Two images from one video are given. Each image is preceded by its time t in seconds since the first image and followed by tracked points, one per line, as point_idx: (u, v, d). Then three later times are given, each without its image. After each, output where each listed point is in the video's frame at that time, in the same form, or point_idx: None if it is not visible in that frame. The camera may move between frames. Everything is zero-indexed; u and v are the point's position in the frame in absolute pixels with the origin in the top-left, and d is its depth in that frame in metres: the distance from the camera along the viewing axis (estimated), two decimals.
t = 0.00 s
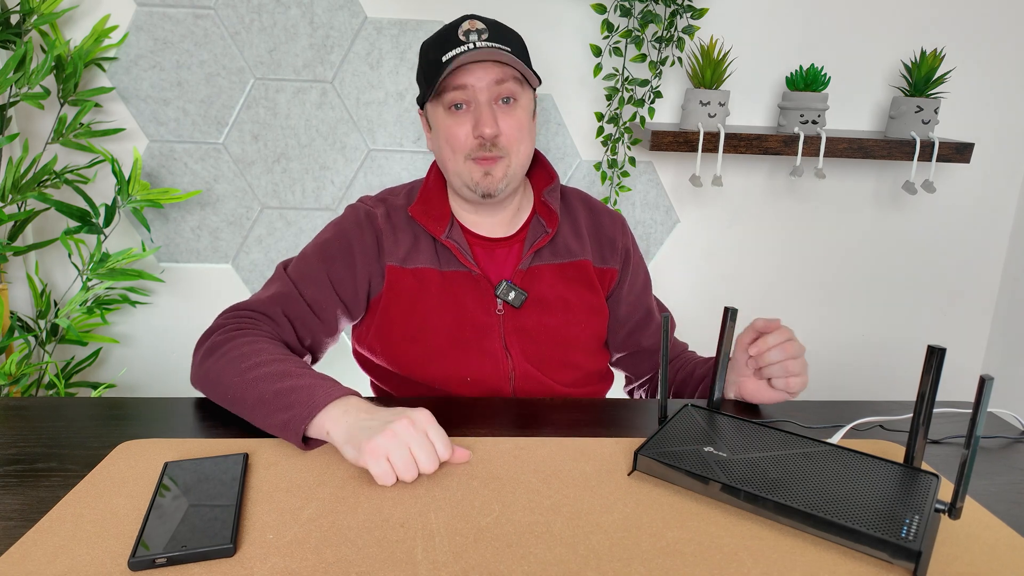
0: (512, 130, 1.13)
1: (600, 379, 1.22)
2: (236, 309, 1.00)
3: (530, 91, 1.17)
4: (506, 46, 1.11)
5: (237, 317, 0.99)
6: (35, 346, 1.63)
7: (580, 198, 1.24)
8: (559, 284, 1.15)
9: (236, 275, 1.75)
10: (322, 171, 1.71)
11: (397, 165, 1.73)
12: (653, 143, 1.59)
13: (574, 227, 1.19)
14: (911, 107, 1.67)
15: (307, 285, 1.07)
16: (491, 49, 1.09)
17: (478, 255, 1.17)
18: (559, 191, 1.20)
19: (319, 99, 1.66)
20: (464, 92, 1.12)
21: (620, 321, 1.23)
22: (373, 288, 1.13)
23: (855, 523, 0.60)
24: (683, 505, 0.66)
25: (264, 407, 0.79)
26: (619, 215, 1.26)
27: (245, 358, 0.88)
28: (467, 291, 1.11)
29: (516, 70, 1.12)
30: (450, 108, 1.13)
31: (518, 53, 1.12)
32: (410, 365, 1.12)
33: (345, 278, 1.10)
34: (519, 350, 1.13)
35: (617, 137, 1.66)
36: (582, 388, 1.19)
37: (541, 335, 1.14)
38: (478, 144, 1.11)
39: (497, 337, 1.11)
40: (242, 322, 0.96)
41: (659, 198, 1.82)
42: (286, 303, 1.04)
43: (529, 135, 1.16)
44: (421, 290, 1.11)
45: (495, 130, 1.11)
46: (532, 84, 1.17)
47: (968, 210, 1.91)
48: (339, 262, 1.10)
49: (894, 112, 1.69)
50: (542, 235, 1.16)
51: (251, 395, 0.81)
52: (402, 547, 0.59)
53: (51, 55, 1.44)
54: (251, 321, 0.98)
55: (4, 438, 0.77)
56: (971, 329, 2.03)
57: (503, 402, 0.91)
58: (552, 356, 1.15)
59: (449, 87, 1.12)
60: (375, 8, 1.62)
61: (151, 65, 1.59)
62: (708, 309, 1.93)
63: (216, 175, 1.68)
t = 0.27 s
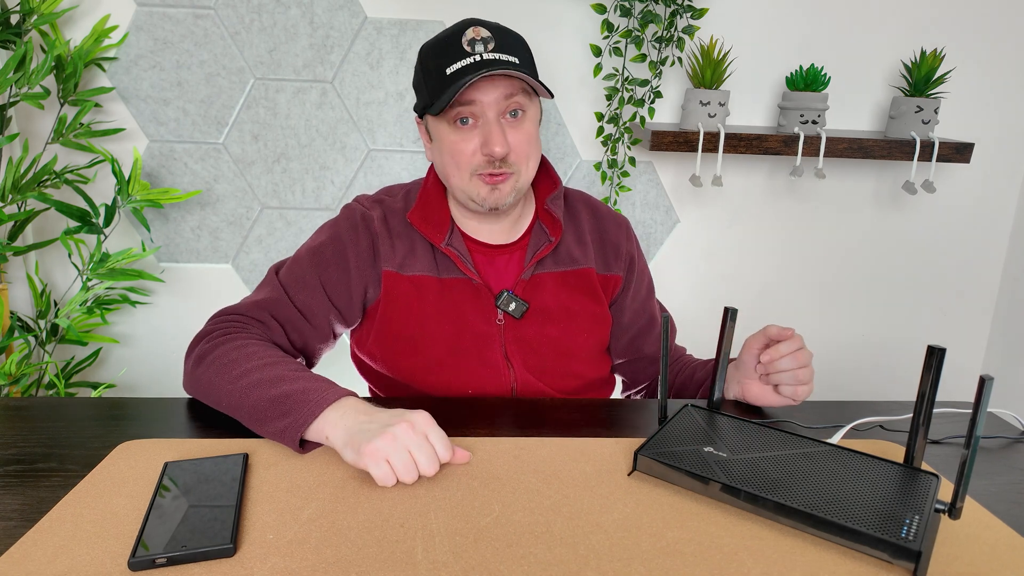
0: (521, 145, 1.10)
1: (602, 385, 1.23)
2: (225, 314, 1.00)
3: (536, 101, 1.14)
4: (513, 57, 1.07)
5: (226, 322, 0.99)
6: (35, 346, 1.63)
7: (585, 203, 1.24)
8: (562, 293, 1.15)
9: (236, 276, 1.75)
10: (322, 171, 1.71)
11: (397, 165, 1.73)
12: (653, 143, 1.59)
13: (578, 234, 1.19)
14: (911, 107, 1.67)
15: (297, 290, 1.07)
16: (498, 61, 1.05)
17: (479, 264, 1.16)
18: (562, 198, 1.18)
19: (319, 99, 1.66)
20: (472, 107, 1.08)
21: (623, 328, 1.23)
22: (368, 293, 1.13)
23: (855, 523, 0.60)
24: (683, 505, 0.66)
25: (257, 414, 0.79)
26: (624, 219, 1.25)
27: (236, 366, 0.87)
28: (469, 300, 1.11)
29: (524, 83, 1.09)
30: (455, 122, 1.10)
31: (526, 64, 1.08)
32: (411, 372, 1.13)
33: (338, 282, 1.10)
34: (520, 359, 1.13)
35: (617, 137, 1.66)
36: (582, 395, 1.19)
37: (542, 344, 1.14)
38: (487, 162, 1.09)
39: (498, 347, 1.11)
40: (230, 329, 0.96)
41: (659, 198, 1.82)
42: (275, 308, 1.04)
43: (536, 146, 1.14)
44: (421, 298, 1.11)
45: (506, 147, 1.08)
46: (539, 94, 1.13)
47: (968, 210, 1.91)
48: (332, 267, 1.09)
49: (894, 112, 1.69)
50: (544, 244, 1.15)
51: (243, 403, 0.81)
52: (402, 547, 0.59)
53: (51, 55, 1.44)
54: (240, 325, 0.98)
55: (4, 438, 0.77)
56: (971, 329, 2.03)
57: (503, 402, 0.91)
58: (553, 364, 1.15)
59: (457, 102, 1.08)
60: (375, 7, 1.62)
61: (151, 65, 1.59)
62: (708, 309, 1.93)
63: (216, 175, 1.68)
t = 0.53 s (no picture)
0: (522, 144, 1.11)
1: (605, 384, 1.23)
2: (226, 314, 1.00)
3: (538, 101, 1.15)
4: (515, 55, 1.08)
5: (226, 322, 0.99)
6: (35, 346, 1.63)
7: (587, 204, 1.24)
8: (564, 295, 1.15)
9: (236, 276, 1.75)
10: (322, 171, 1.71)
11: (397, 165, 1.73)
12: (653, 143, 1.59)
13: (579, 235, 1.19)
14: (911, 107, 1.67)
15: (297, 291, 1.07)
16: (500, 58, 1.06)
17: (480, 264, 1.16)
18: (564, 200, 1.18)
19: (319, 99, 1.66)
20: (474, 105, 1.09)
21: (625, 329, 1.23)
22: (369, 294, 1.13)
23: (855, 523, 0.60)
24: (683, 505, 0.66)
25: (258, 414, 0.79)
26: (626, 220, 1.26)
27: (236, 366, 0.87)
28: (471, 301, 1.11)
29: (526, 82, 1.10)
30: (458, 120, 1.10)
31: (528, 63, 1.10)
32: (412, 373, 1.12)
33: (338, 283, 1.10)
34: (521, 361, 1.13)
35: (617, 137, 1.66)
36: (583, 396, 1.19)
37: (543, 345, 1.14)
38: (488, 159, 1.09)
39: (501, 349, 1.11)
40: (230, 328, 0.96)
41: (659, 198, 1.82)
42: (275, 308, 1.04)
43: (538, 146, 1.15)
44: (423, 299, 1.11)
45: (507, 145, 1.09)
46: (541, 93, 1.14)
47: (968, 210, 1.91)
48: (332, 268, 1.09)
49: (894, 112, 1.69)
50: (547, 246, 1.15)
51: (244, 404, 0.81)
52: (402, 547, 0.59)
53: (51, 55, 1.44)
54: (240, 326, 0.98)
55: (4, 438, 0.77)
56: (971, 329, 2.03)
57: (503, 402, 0.91)
58: (554, 365, 1.15)
59: (458, 101, 1.09)
60: (375, 7, 1.62)
61: (151, 65, 1.59)
62: (708, 309, 1.93)
63: (216, 175, 1.68)
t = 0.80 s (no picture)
0: (509, 129, 1.13)
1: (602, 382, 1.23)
2: (238, 311, 1.00)
3: (530, 92, 1.17)
4: (507, 46, 1.12)
5: (239, 318, 0.98)
6: (36, 346, 1.63)
7: (585, 201, 1.25)
8: (562, 287, 1.15)
9: (236, 275, 1.75)
10: (322, 171, 1.71)
11: (397, 165, 1.73)
12: (653, 143, 1.59)
13: (578, 229, 1.20)
14: (911, 107, 1.67)
15: (307, 287, 1.07)
16: (491, 48, 1.10)
17: (479, 255, 1.16)
18: (563, 192, 1.20)
19: (319, 99, 1.66)
20: (462, 90, 1.12)
21: (624, 324, 1.23)
22: (374, 288, 1.14)
23: (855, 523, 0.60)
24: (683, 505, 0.66)
25: (265, 406, 0.79)
26: (623, 217, 1.26)
27: (245, 360, 0.87)
28: (471, 293, 1.11)
29: (514, 70, 1.13)
30: (448, 105, 1.14)
31: (520, 54, 1.13)
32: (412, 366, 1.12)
33: (345, 278, 1.10)
34: (521, 352, 1.13)
35: (617, 137, 1.66)
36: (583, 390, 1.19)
37: (543, 337, 1.14)
38: (473, 141, 1.11)
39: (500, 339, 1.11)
40: (243, 323, 0.96)
41: (659, 198, 1.82)
42: (286, 305, 1.04)
43: (529, 136, 1.16)
44: (424, 291, 1.11)
45: (491, 128, 1.11)
46: (533, 85, 1.17)
47: (968, 210, 1.91)
48: (339, 264, 1.10)
49: (894, 112, 1.69)
50: (545, 236, 1.16)
51: (251, 396, 0.81)
52: (402, 547, 0.59)
53: (51, 55, 1.44)
54: (253, 323, 0.98)
55: (4, 438, 0.77)
56: (970, 329, 2.03)
57: (503, 402, 0.91)
58: (553, 357, 1.15)
59: (448, 85, 1.13)
60: (375, 7, 1.62)
61: (151, 65, 1.59)
62: (708, 309, 1.93)
63: (216, 175, 1.68)
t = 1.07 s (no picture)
0: (513, 121, 1.13)
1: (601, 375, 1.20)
2: (256, 307, 1.02)
3: (532, 88, 1.18)
4: (512, 43, 1.13)
5: (258, 314, 1.01)
6: (36, 346, 1.63)
7: (583, 197, 1.26)
8: (560, 278, 1.15)
9: (236, 275, 1.75)
10: (322, 171, 1.71)
11: (397, 165, 1.73)
12: (653, 143, 1.59)
13: (575, 222, 1.20)
14: (911, 107, 1.67)
15: (318, 281, 1.08)
16: (496, 45, 1.12)
17: (479, 247, 1.17)
18: (559, 184, 1.21)
19: (319, 99, 1.66)
20: (467, 82, 1.13)
21: (626, 314, 1.23)
22: (381, 279, 1.14)
23: (855, 523, 0.60)
24: (683, 505, 0.66)
25: (291, 365, 0.88)
26: (620, 212, 1.27)
27: (269, 337, 0.94)
28: (470, 284, 1.12)
29: (518, 65, 1.14)
30: (453, 98, 1.14)
31: (523, 51, 1.14)
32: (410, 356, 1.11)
33: (355, 271, 1.11)
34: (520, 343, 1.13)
35: (617, 137, 1.66)
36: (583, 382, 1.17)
37: (543, 326, 1.14)
38: (476, 131, 1.11)
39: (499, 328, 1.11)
40: (261, 315, 1.00)
41: (659, 198, 1.82)
42: (301, 299, 1.05)
43: (531, 130, 1.16)
44: (424, 283, 1.11)
45: (495, 119, 1.12)
46: (534, 81, 1.18)
47: (968, 210, 1.91)
48: (347, 257, 1.10)
49: (894, 112, 1.69)
50: (542, 228, 1.17)
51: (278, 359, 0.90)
52: (402, 547, 0.59)
53: (51, 55, 1.44)
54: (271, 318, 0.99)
55: (4, 437, 0.77)
56: (970, 329, 2.03)
57: (503, 402, 0.91)
58: (552, 346, 1.15)
59: (453, 78, 1.14)
60: (375, 7, 1.62)
61: (151, 65, 1.59)
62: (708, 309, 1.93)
63: (216, 175, 1.68)
